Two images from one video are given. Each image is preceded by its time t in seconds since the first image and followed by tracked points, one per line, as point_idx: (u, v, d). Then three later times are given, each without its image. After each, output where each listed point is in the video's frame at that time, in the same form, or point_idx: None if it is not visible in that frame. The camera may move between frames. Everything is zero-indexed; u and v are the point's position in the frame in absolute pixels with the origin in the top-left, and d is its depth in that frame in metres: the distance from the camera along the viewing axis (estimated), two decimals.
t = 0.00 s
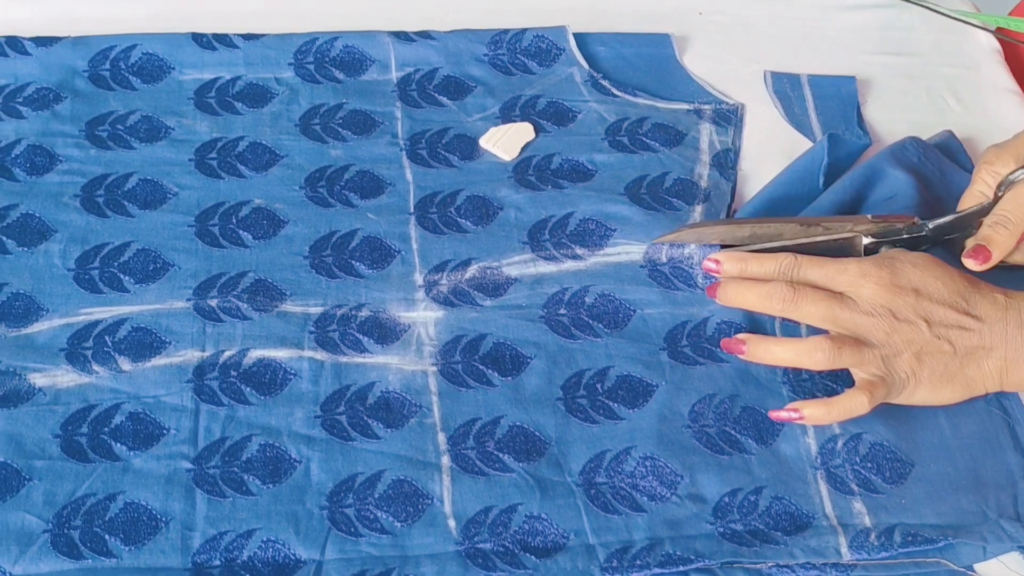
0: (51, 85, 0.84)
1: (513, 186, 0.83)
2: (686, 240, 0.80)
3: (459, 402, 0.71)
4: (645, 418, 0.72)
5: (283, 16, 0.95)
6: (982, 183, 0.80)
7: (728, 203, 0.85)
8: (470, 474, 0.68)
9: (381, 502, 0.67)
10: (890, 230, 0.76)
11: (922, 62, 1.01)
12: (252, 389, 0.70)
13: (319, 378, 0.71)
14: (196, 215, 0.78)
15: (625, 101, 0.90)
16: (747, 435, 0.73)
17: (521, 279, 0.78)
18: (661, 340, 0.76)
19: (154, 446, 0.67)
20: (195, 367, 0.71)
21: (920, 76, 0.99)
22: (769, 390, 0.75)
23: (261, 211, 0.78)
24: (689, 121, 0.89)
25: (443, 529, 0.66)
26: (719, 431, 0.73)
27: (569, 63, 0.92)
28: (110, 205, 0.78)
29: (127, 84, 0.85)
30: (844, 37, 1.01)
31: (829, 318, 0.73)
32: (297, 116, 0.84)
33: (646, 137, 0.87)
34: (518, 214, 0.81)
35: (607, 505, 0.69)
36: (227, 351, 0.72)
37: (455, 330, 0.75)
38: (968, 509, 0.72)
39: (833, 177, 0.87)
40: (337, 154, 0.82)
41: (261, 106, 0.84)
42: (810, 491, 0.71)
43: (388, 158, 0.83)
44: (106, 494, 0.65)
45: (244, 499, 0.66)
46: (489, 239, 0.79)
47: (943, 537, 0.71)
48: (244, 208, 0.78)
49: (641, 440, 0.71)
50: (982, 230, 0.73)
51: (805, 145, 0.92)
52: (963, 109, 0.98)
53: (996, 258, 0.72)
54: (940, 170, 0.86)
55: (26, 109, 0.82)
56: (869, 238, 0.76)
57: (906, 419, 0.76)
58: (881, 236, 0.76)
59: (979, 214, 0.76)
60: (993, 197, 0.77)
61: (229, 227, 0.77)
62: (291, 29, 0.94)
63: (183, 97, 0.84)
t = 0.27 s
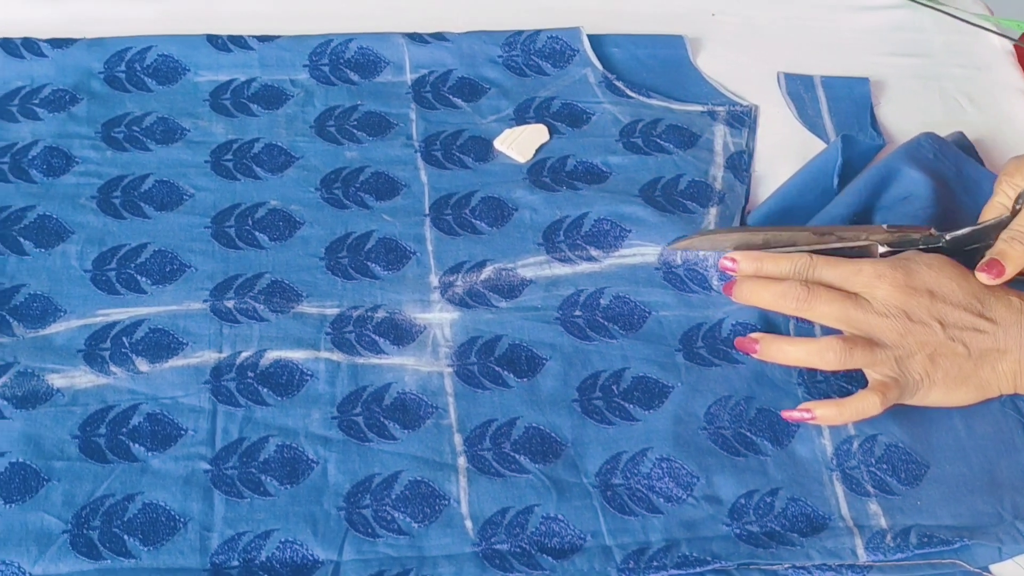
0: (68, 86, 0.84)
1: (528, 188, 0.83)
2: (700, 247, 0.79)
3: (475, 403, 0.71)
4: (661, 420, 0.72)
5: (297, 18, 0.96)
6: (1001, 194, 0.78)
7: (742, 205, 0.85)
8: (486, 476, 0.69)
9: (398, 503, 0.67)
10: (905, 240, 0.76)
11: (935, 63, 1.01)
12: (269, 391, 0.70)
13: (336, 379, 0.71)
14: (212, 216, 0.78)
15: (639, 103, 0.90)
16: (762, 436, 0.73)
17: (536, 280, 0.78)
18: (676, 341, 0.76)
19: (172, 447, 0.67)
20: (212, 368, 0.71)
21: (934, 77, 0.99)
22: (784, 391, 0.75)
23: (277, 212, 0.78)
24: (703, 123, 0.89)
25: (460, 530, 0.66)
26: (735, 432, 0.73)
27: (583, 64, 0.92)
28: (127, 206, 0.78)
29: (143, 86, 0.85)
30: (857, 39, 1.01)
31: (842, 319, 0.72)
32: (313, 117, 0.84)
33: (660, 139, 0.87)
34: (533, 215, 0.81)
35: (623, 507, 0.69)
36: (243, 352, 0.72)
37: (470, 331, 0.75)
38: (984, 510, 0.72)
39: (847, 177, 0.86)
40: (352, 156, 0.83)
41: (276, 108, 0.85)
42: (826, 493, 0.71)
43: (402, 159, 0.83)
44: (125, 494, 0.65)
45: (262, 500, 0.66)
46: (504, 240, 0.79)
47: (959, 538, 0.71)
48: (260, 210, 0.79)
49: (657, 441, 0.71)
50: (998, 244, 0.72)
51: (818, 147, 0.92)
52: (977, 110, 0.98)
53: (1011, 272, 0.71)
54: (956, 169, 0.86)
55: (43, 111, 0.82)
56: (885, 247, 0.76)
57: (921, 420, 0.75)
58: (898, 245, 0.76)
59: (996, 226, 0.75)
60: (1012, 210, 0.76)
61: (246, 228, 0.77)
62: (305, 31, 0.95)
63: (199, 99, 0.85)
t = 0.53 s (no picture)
0: (89, 87, 0.85)
1: (547, 188, 0.83)
2: (717, 244, 0.80)
3: (496, 402, 0.72)
4: (681, 419, 0.73)
5: (316, 19, 0.96)
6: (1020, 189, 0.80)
7: (760, 205, 0.85)
8: (508, 474, 0.69)
9: (420, 501, 0.67)
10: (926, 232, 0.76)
11: (952, 62, 1.01)
12: (291, 389, 0.71)
13: (357, 378, 0.72)
14: (233, 216, 0.78)
15: (657, 103, 0.90)
16: (782, 435, 0.73)
17: (555, 280, 0.78)
18: (695, 341, 0.77)
19: (195, 445, 0.68)
20: (235, 367, 0.71)
21: (950, 77, 0.99)
22: (804, 390, 0.75)
23: (298, 212, 0.79)
24: (720, 123, 0.90)
25: (482, 528, 0.67)
26: (755, 431, 0.73)
27: (601, 65, 0.92)
28: (149, 206, 0.79)
29: (164, 87, 0.86)
30: (874, 39, 1.01)
31: (863, 322, 0.72)
32: (332, 118, 0.85)
33: (678, 139, 0.87)
34: (552, 215, 0.81)
35: (644, 505, 0.69)
36: (266, 351, 0.72)
37: (491, 331, 0.75)
38: (1004, 509, 0.72)
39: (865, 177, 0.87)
40: (372, 156, 0.83)
41: (296, 109, 0.85)
42: (846, 491, 0.72)
43: (422, 160, 0.83)
44: (149, 492, 0.66)
45: (285, 498, 0.67)
46: (523, 240, 0.80)
47: (978, 537, 0.71)
48: (281, 210, 0.79)
49: (677, 440, 0.72)
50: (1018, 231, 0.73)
51: (835, 147, 0.92)
52: (993, 110, 0.98)
53: None
54: (968, 172, 0.86)
55: (65, 111, 0.83)
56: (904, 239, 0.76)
57: (941, 419, 0.75)
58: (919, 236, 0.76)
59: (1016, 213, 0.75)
60: None
61: (267, 228, 0.78)
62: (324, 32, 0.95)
63: (220, 99, 0.85)
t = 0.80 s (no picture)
0: (96, 89, 0.85)
1: (553, 190, 0.83)
2: (724, 248, 0.80)
3: (501, 405, 0.72)
4: (687, 422, 0.73)
5: (323, 20, 0.96)
6: None
7: (767, 210, 0.85)
8: (513, 477, 0.69)
9: (426, 505, 0.67)
10: (934, 226, 0.74)
11: (961, 62, 1.00)
12: (297, 392, 0.71)
13: (363, 381, 0.72)
14: (239, 219, 0.78)
15: (663, 104, 0.90)
16: (789, 438, 0.73)
17: (561, 282, 0.78)
18: (701, 344, 0.76)
19: (201, 448, 0.68)
20: (241, 370, 0.72)
21: (959, 77, 0.99)
22: (810, 393, 0.75)
23: (303, 215, 0.79)
24: (727, 124, 0.89)
25: (487, 531, 0.67)
26: (761, 434, 0.73)
27: (608, 66, 0.92)
28: (155, 209, 0.79)
29: (171, 88, 0.86)
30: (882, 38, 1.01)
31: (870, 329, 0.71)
32: (339, 120, 0.85)
33: (685, 140, 0.87)
34: (558, 217, 0.81)
35: (649, 509, 0.69)
36: (272, 354, 0.72)
37: (496, 333, 0.75)
38: (1012, 513, 0.72)
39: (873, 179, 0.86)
40: (378, 158, 0.83)
41: (302, 110, 0.85)
42: (852, 495, 0.71)
43: (428, 161, 0.83)
44: (155, 495, 0.66)
45: (291, 501, 0.67)
46: (529, 242, 0.80)
47: (985, 540, 0.70)
48: (287, 212, 0.79)
49: (683, 443, 0.72)
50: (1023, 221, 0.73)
51: (843, 147, 0.92)
52: (1002, 110, 0.97)
53: None
54: (973, 175, 0.86)
55: (71, 113, 0.83)
56: (912, 234, 0.74)
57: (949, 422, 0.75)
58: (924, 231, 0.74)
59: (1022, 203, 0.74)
60: None
61: (273, 230, 0.78)
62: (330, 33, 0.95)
63: (226, 101, 0.85)
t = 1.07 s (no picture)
0: (102, 89, 0.85)
1: (558, 189, 0.83)
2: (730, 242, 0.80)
3: (507, 405, 0.72)
4: (692, 422, 0.72)
5: (329, 20, 0.96)
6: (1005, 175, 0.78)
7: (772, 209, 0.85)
8: (519, 476, 0.69)
9: (431, 504, 0.68)
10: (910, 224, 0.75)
11: (967, 61, 1.00)
12: (303, 392, 0.71)
13: (369, 380, 0.72)
14: (245, 218, 0.79)
15: (668, 103, 0.90)
16: (795, 437, 0.73)
17: (567, 281, 0.78)
18: (706, 343, 0.76)
19: (207, 448, 0.68)
20: (247, 369, 0.72)
21: (965, 76, 0.99)
22: (816, 392, 0.75)
23: (309, 214, 0.79)
24: (732, 123, 0.89)
25: (493, 530, 0.67)
26: (767, 433, 0.73)
27: (613, 65, 0.92)
28: (162, 208, 0.79)
29: (177, 88, 0.86)
30: (887, 37, 1.01)
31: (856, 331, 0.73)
32: (344, 119, 0.85)
33: (690, 139, 0.87)
34: (563, 216, 0.81)
35: (655, 508, 0.69)
36: (278, 353, 0.73)
37: (502, 332, 0.75)
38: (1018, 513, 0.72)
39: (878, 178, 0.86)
40: (383, 157, 0.83)
41: (308, 110, 0.85)
42: (858, 494, 0.71)
43: (434, 161, 0.83)
44: (161, 495, 0.66)
45: (297, 500, 0.67)
46: (534, 241, 0.80)
47: (991, 540, 0.70)
48: (293, 211, 0.79)
49: (689, 443, 0.72)
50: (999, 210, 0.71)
51: (849, 147, 0.92)
52: (1008, 110, 0.97)
53: (1014, 235, 0.70)
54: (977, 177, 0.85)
55: (78, 113, 0.83)
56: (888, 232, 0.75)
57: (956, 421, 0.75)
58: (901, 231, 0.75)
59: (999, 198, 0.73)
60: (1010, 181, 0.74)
61: (279, 230, 0.78)
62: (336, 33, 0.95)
63: (232, 101, 0.85)
